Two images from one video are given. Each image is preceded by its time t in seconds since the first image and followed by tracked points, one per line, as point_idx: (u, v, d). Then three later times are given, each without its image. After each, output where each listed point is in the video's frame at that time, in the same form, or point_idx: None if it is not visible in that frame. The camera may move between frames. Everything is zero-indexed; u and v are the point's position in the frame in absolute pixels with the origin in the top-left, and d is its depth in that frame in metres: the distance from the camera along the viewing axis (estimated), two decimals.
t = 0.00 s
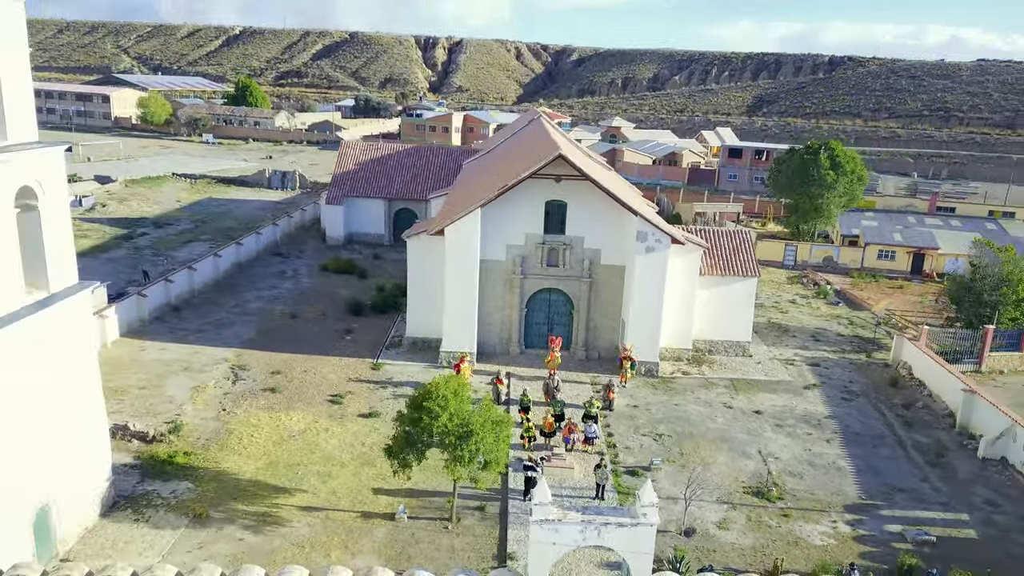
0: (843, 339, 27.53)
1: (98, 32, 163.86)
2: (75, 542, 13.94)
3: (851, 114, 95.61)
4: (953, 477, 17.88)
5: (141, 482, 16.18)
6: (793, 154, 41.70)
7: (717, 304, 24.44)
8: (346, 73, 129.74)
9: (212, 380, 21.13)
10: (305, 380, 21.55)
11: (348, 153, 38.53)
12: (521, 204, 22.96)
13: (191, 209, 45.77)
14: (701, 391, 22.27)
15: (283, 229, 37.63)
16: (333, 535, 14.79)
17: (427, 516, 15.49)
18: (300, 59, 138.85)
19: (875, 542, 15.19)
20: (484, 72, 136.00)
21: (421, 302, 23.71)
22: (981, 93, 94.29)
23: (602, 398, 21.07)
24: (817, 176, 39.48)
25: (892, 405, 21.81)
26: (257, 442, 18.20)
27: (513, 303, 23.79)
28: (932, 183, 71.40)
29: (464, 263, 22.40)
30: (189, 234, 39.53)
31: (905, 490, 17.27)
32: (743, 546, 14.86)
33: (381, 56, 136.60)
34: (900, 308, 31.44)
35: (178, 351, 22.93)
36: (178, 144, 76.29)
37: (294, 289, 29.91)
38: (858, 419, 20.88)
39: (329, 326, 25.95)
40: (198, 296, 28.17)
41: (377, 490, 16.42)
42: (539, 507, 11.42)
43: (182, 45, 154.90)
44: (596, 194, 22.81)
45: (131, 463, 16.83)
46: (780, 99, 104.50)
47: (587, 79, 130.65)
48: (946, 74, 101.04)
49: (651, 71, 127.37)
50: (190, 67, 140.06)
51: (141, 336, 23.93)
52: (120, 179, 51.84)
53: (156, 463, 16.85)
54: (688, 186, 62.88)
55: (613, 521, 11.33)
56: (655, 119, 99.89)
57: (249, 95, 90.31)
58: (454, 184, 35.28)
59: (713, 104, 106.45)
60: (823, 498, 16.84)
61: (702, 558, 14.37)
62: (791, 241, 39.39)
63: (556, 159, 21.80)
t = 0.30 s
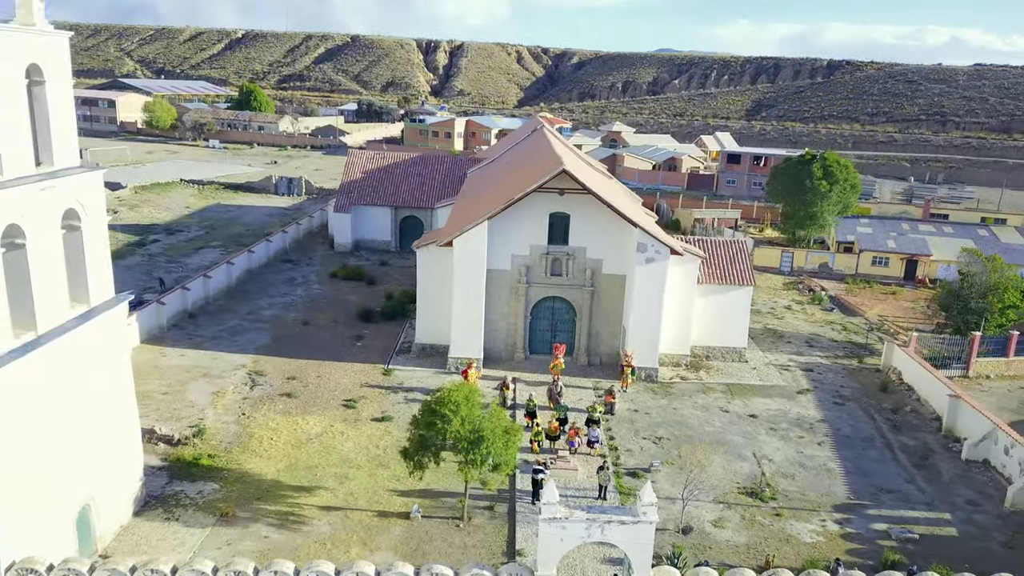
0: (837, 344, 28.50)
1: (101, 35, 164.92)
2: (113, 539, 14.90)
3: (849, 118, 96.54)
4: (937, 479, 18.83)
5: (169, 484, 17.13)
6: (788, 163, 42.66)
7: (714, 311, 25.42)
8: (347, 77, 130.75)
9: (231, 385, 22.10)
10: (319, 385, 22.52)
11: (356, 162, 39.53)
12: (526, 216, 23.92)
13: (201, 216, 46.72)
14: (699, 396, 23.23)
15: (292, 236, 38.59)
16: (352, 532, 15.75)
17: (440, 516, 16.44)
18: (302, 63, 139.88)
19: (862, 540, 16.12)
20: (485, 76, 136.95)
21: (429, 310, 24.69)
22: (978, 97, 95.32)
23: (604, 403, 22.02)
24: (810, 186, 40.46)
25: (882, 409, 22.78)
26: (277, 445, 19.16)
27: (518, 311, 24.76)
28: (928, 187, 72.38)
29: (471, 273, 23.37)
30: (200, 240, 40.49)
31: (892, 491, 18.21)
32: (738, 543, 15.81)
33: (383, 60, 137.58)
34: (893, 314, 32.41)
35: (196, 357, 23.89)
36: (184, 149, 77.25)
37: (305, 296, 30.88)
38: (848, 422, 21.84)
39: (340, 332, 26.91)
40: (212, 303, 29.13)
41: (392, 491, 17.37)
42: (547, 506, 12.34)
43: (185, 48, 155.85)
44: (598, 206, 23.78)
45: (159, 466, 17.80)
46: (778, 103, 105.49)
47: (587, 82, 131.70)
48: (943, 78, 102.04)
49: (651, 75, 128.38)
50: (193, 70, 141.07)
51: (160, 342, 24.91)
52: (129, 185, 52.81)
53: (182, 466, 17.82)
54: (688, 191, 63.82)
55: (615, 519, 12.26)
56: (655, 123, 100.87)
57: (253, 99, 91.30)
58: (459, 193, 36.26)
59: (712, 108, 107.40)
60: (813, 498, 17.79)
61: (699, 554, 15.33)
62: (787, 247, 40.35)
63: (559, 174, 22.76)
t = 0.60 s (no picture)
0: (829, 349, 29.56)
1: (104, 39, 166.24)
2: (147, 535, 15.94)
3: (847, 123, 97.60)
4: (922, 479, 19.87)
5: (196, 483, 18.19)
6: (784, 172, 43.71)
7: (711, 318, 26.50)
8: (350, 80, 131.83)
9: (250, 390, 23.16)
10: (333, 390, 23.58)
11: (363, 170, 40.65)
12: (530, 227, 24.96)
13: (210, 221, 47.81)
14: (696, 400, 24.28)
15: (301, 242, 39.67)
16: (370, 529, 16.80)
17: (452, 513, 17.50)
18: (304, 66, 141.02)
19: (848, 536, 17.17)
20: (486, 79, 138.03)
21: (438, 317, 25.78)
22: (974, 102, 96.37)
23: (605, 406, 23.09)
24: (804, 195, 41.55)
25: (871, 412, 23.84)
26: (296, 446, 20.22)
27: (523, 317, 25.81)
28: (924, 191, 73.43)
29: (478, 282, 24.45)
30: (211, 246, 41.57)
31: (878, 491, 19.26)
32: (731, 539, 16.87)
33: (385, 63, 138.72)
34: (884, 319, 33.48)
35: (215, 362, 24.97)
36: (190, 153, 78.33)
37: (316, 302, 31.95)
38: (839, 425, 22.90)
39: (351, 338, 27.98)
40: (227, 309, 30.19)
41: (407, 490, 18.42)
42: (554, 504, 13.33)
43: (188, 50, 156.92)
44: (599, 218, 24.82)
45: (185, 466, 18.86)
46: (777, 107, 106.56)
47: (587, 85, 132.77)
48: (940, 82, 103.08)
49: (651, 78, 129.45)
50: (196, 73, 142.17)
51: (179, 348, 25.99)
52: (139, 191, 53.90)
53: (208, 467, 18.89)
54: (687, 196, 64.87)
55: (617, 517, 13.27)
56: (655, 127, 101.91)
57: (257, 103, 92.35)
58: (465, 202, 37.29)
59: (711, 112, 108.49)
60: (804, 497, 18.85)
61: (695, 549, 16.39)
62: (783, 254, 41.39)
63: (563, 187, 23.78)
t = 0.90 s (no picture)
0: (822, 353, 30.64)
1: (107, 42, 167.40)
2: (177, 532, 17.00)
3: (844, 126, 98.65)
4: (906, 479, 20.94)
5: (219, 483, 19.27)
6: (779, 178, 44.66)
7: (706, 324, 27.62)
8: (351, 83, 132.93)
9: (266, 394, 24.25)
10: (346, 394, 24.66)
11: (370, 178, 41.76)
12: (534, 236, 26.02)
13: (219, 226, 48.90)
14: (693, 403, 25.37)
15: (310, 248, 40.75)
16: (385, 525, 17.84)
17: (462, 511, 18.57)
18: (306, 69, 142.06)
19: (834, 532, 18.26)
20: (487, 81, 139.07)
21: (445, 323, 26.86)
22: (970, 105, 97.42)
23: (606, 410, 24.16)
24: (798, 203, 42.52)
25: (860, 415, 24.91)
26: (312, 448, 21.30)
27: (527, 323, 26.88)
28: (919, 194, 74.51)
29: (484, 290, 25.55)
30: (221, 251, 42.64)
31: (864, 490, 20.34)
32: (725, 535, 17.94)
33: (386, 65, 139.75)
34: (876, 324, 34.55)
35: (231, 367, 26.05)
36: (195, 157, 79.38)
37: (326, 307, 33.04)
38: (829, 427, 23.97)
39: (361, 343, 29.07)
40: (240, 314, 31.24)
41: (419, 490, 19.48)
42: (560, 502, 14.33)
43: (191, 53, 157.91)
44: (600, 229, 25.89)
45: (209, 467, 19.95)
46: (775, 110, 107.59)
47: (588, 88, 133.81)
48: (936, 86, 104.11)
49: (650, 81, 130.49)
50: (199, 76, 143.21)
51: (196, 353, 27.07)
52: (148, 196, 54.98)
53: (230, 467, 19.97)
54: (686, 200, 65.95)
55: (618, 514, 14.26)
56: (654, 130, 102.98)
57: (261, 107, 93.62)
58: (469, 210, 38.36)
59: (710, 115, 109.50)
60: (794, 496, 19.93)
61: (691, 544, 17.47)
62: (779, 259, 42.43)
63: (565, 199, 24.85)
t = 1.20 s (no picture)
0: (815, 359, 31.74)
1: (110, 46, 168.68)
2: (204, 530, 18.06)
3: (841, 131, 99.79)
4: (892, 481, 22.03)
5: (241, 485, 20.34)
6: (776, 188, 45.74)
7: (703, 331, 28.72)
8: (354, 87, 134.14)
9: (281, 399, 25.34)
10: (357, 399, 25.75)
11: (376, 187, 42.90)
12: (538, 248, 27.10)
13: (227, 232, 49.99)
14: (690, 408, 26.47)
15: (318, 255, 41.82)
16: (399, 525, 18.93)
17: (470, 512, 19.66)
18: (309, 73, 143.21)
19: (823, 532, 19.34)
20: (488, 85, 140.18)
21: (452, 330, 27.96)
22: (967, 111, 98.61)
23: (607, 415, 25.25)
24: (795, 212, 43.58)
25: (850, 420, 26.01)
26: (327, 451, 22.39)
27: (530, 331, 27.97)
28: (915, 200, 75.65)
29: (489, 299, 26.65)
30: (231, 258, 43.71)
31: (852, 491, 21.43)
32: (719, 535, 19.02)
33: (388, 69, 140.88)
34: (869, 331, 35.64)
35: (247, 373, 27.15)
36: (201, 162, 80.48)
37: (335, 314, 34.12)
38: (820, 432, 25.06)
39: (371, 350, 30.15)
40: (252, 322, 32.32)
41: (430, 491, 20.57)
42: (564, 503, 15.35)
43: (194, 57, 158.98)
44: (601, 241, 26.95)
45: (230, 469, 21.04)
46: (774, 115, 108.76)
47: (588, 92, 134.94)
48: (933, 91, 105.28)
49: (650, 86, 131.64)
50: (203, 80, 144.31)
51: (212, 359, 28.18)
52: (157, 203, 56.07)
53: (250, 469, 21.07)
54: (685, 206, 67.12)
55: (618, 514, 15.28)
56: (654, 134, 104.10)
57: (265, 112, 94.78)
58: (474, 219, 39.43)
59: (710, 120, 110.65)
60: (785, 497, 21.01)
61: (687, 543, 18.56)
62: (775, 266, 43.51)
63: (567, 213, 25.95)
